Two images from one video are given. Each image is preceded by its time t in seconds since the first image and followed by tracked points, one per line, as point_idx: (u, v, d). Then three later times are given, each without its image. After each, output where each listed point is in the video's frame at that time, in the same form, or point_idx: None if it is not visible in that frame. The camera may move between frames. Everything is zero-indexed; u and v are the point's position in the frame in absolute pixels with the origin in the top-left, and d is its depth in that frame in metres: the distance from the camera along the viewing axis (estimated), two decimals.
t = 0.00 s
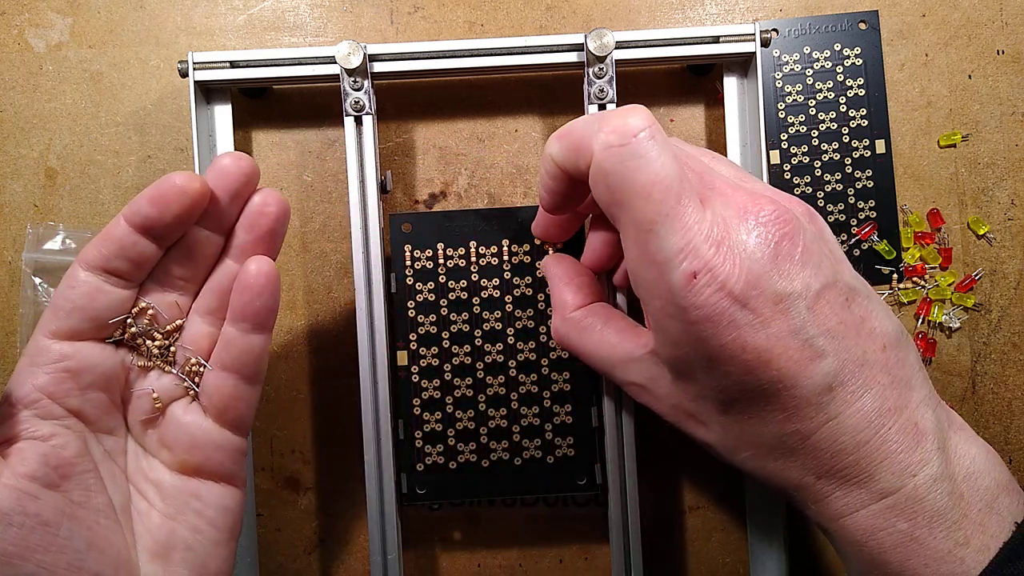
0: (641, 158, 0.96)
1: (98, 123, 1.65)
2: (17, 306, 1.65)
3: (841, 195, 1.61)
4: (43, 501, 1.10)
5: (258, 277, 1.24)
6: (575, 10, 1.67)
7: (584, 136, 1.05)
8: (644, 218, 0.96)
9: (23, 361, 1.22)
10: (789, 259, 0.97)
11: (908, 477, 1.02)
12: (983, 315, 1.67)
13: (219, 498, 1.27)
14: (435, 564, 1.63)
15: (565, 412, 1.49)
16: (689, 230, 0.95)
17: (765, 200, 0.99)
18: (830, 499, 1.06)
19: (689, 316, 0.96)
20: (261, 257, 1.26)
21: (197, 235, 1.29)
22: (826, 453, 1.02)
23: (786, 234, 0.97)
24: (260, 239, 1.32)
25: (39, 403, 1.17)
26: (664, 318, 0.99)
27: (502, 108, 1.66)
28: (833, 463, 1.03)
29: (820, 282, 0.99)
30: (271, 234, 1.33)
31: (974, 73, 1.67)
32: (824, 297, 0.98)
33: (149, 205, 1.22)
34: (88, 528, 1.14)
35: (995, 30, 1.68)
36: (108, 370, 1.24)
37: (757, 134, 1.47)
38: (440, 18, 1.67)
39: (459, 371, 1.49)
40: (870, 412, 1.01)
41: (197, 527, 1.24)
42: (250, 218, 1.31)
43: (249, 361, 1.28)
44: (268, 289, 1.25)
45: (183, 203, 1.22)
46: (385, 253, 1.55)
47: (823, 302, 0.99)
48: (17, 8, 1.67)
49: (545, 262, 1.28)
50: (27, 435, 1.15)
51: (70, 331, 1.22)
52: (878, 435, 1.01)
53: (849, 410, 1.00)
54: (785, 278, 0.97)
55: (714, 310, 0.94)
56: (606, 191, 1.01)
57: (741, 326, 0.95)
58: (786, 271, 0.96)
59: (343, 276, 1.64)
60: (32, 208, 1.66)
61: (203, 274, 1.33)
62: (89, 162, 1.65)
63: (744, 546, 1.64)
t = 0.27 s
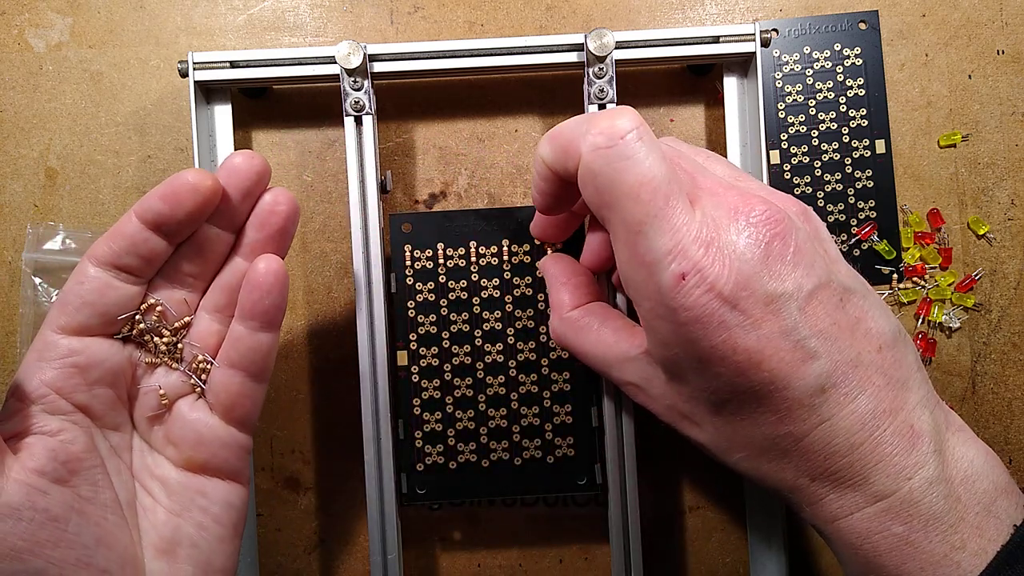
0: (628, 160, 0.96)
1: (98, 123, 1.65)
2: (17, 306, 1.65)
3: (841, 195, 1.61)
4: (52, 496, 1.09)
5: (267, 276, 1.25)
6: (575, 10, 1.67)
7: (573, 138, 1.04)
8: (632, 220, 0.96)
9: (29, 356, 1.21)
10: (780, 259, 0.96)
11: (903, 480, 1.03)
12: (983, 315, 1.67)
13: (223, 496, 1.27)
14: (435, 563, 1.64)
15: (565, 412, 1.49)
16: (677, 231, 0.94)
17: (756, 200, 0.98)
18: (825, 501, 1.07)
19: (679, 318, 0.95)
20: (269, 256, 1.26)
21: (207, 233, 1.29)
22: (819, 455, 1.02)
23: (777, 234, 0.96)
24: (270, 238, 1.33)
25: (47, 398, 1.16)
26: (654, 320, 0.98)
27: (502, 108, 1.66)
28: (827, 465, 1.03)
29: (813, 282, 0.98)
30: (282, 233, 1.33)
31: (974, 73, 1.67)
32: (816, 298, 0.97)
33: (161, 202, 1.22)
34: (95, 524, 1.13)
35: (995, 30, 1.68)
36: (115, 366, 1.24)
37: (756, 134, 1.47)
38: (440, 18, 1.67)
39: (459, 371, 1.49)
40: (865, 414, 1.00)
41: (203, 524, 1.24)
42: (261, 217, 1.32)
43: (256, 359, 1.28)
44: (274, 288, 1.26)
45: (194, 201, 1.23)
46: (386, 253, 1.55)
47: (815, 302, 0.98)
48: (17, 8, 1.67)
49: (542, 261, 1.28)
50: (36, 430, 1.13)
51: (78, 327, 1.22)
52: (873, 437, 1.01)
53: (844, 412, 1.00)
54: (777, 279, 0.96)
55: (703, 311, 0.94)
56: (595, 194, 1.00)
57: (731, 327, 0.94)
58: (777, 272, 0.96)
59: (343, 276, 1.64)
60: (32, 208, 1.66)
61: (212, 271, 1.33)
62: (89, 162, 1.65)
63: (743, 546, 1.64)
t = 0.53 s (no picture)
0: (615, 167, 0.95)
1: (98, 123, 1.65)
2: (17, 306, 1.65)
3: (841, 195, 1.61)
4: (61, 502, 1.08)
5: (275, 281, 1.25)
6: (575, 10, 1.67)
7: (561, 143, 1.04)
8: (620, 226, 0.95)
9: (36, 359, 1.20)
10: (771, 264, 0.94)
11: (897, 489, 1.01)
12: (983, 315, 1.67)
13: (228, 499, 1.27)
14: (436, 563, 1.64)
15: (565, 412, 1.49)
16: (666, 237, 0.93)
17: (748, 204, 0.97)
18: (818, 508, 1.06)
19: (668, 324, 0.94)
20: (277, 261, 1.26)
21: (216, 237, 1.30)
22: (812, 462, 1.01)
23: (768, 239, 0.95)
24: (278, 244, 1.34)
25: (55, 402, 1.15)
26: (643, 325, 0.98)
27: (502, 108, 1.66)
28: (819, 472, 1.02)
29: (805, 287, 0.96)
30: (290, 238, 1.35)
31: (974, 73, 1.67)
32: (809, 303, 0.96)
33: (170, 206, 1.22)
34: (103, 529, 1.12)
35: (995, 30, 1.68)
36: (123, 370, 1.24)
37: (757, 134, 1.47)
38: (440, 18, 1.67)
39: (459, 371, 1.49)
40: (858, 422, 0.99)
41: (209, 529, 1.24)
42: (270, 223, 1.33)
43: (264, 364, 1.28)
44: (282, 294, 1.26)
45: (204, 206, 1.23)
46: (385, 253, 1.55)
47: (807, 308, 0.96)
48: (17, 8, 1.67)
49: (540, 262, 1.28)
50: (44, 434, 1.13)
51: (86, 331, 1.22)
52: (866, 445, 1.00)
53: (837, 419, 0.98)
54: (768, 284, 0.94)
55: (692, 317, 0.93)
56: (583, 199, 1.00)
57: (721, 333, 0.93)
58: (768, 277, 0.94)
59: (343, 276, 1.64)
60: (32, 208, 1.66)
61: (219, 275, 1.34)
62: (89, 162, 1.65)
63: (743, 546, 1.64)
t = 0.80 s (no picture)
0: (600, 172, 0.95)
1: (98, 123, 1.66)
2: (18, 306, 1.65)
3: (841, 195, 1.61)
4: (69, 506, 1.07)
5: (283, 283, 1.26)
6: (575, 9, 1.67)
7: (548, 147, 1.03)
8: (606, 231, 0.95)
9: (43, 360, 1.20)
10: (758, 269, 0.93)
11: (889, 495, 1.00)
12: (983, 315, 1.67)
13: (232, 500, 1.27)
14: (435, 563, 1.63)
15: (565, 411, 1.49)
16: (651, 242, 0.92)
17: (736, 208, 0.96)
18: (810, 514, 1.05)
19: (654, 329, 0.94)
20: (285, 264, 1.27)
21: (225, 239, 1.30)
22: (802, 467, 1.00)
23: (756, 243, 0.94)
24: (287, 246, 1.34)
25: (62, 404, 1.15)
26: (630, 330, 0.97)
27: (502, 108, 1.66)
28: (810, 478, 1.01)
29: (793, 292, 0.95)
30: (299, 241, 1.35)
31: (974, 73, 1.67)
32: (797, 308, 0.95)
33: (180, 208, 1.22)
34: (110, 532, 1.12)
35: (995, 30, 1.68)
36: (130, 372, 1.24)
37: (756, 134, 1.47)
38: (440, 18, 1.67)
39: (459, 371, 1.49)
40: (848, 428, 0.98)
41: (215, 531, 1.24)
42: (278, 225, 1.33)
43: (271, 367, 1.29)
44: (291, 296, 1.27)
45: (213, 207, 1.23)
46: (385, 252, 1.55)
47: (795, 313, 0.95)
48: (17, 8, 1.67)
49: (537, 264, 1.27)
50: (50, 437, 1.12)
51: (93, 332, 1.21)
52: (857, 451, 0.98)
53: (828, 424, 0.97)
54: (756, 289, 0.93)
55: (678, 322, 0.92)
56: (570, 204, 0.99)
57: (707, 339, 0.92)
58: (756, 282, 0.93)
59: (343, 275, 1.64)
60: (32, 208, 1.66)
61: (227, 278, 1.34)
62: (89, 162, 1.65)
63: (743, 546, 1.64)
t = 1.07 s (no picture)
0: (593, 187, 0.94)
1: (98, 123, 1.65)
2: (17, 306, 1.65)
3: (841, 195, 1.61)
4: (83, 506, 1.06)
5: (300, 285, 1.27)
6: (575, 10, 1.67)
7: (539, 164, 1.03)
8: (603, 245, 0.94)
9: (56, 358, 1.19)
10: (764, 277, 0.91)
11: (902, 506, 0.97)
12: (983, 315, 1.67)
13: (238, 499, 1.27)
14: (435, 563, 1.64)
15: (565, 412, 1.49)
16: (650, 254, 0.90)
17: (739, 216, 0.93)
18: (821, 524, 1.03)
19: (660, 343, 0.91)
20: (302, 266, 1.28)
21: (241, 239, 1.30)
22: (813, 477, 0.98)
23: (760, 251, 0.91)
24: (304, 248, 1.34)
25: (76, 403, 1.13)
26: (636, 341, 0.95)
27: (502, 108, 1.66)
28: (821, 488, 0.99)
29: (801, 300, 0.92)
30: (315, 242, 1.35)
31: (974, 73, 1.67)
32: (806, 316, 0.93)
33: (198, 208, 1.22)
34: (122, 532, 1.11)
35: (995, 30, 1.68)
36: (145, 371, 1.23)
37: (756, 134, 1.47)
38: (440, 18, 1.67)
39: (459, 371, 1.49)
40: (861, 438, 0.95)
41: (226, 530, 1.24)
42: (295, 226, 1.33)
43: (287, 368, 1.30)
44: (308, 298, 1.28)
45: (232, 208, 1.22)
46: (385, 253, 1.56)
47: (805, 321, 0.93)
48: (17, 8, 1.67)
49: (536, 270, 1.27)
50: (64, 436, 1.10)
51: (110, 331, 1.21)
52: (870, 461, 0.96)
53: (840, 434, 0.95)
54: (763, 298, 0.91)
55: (684, 334, 0.89)
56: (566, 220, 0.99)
57: (713, 349, 0.90)
58: (762, 291, 0.90)
59: (343, 275, 1.65)
60: (32, 208, 1.66)
61: (244, 277, 1.34)
62: (89, 162, 1.65)
63: (744, 546, 1.64)
